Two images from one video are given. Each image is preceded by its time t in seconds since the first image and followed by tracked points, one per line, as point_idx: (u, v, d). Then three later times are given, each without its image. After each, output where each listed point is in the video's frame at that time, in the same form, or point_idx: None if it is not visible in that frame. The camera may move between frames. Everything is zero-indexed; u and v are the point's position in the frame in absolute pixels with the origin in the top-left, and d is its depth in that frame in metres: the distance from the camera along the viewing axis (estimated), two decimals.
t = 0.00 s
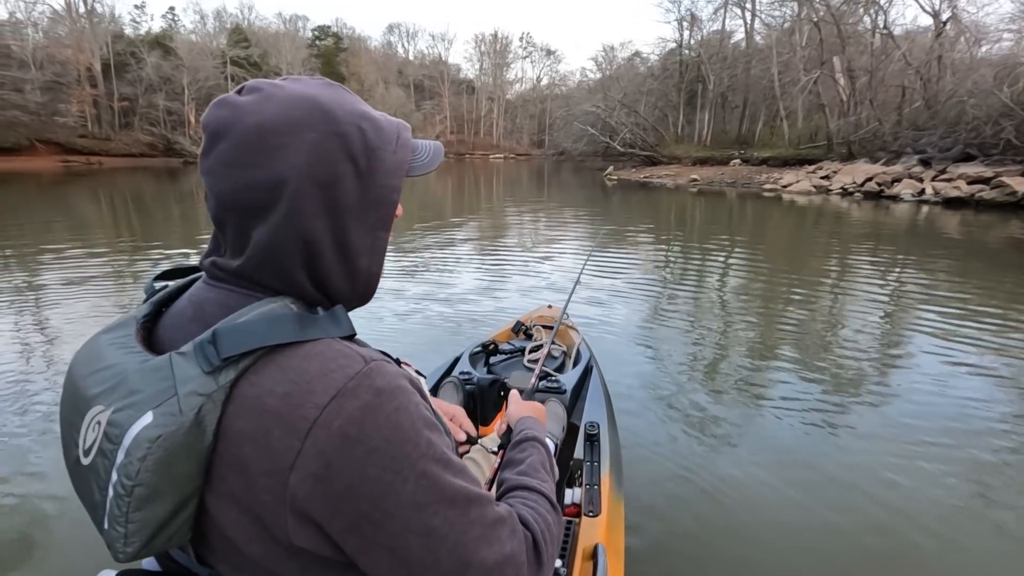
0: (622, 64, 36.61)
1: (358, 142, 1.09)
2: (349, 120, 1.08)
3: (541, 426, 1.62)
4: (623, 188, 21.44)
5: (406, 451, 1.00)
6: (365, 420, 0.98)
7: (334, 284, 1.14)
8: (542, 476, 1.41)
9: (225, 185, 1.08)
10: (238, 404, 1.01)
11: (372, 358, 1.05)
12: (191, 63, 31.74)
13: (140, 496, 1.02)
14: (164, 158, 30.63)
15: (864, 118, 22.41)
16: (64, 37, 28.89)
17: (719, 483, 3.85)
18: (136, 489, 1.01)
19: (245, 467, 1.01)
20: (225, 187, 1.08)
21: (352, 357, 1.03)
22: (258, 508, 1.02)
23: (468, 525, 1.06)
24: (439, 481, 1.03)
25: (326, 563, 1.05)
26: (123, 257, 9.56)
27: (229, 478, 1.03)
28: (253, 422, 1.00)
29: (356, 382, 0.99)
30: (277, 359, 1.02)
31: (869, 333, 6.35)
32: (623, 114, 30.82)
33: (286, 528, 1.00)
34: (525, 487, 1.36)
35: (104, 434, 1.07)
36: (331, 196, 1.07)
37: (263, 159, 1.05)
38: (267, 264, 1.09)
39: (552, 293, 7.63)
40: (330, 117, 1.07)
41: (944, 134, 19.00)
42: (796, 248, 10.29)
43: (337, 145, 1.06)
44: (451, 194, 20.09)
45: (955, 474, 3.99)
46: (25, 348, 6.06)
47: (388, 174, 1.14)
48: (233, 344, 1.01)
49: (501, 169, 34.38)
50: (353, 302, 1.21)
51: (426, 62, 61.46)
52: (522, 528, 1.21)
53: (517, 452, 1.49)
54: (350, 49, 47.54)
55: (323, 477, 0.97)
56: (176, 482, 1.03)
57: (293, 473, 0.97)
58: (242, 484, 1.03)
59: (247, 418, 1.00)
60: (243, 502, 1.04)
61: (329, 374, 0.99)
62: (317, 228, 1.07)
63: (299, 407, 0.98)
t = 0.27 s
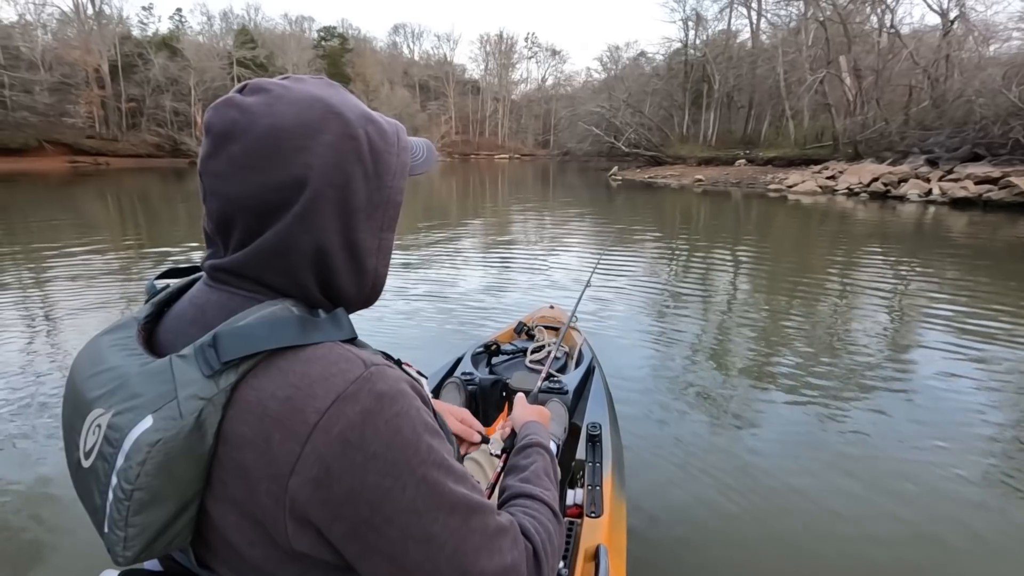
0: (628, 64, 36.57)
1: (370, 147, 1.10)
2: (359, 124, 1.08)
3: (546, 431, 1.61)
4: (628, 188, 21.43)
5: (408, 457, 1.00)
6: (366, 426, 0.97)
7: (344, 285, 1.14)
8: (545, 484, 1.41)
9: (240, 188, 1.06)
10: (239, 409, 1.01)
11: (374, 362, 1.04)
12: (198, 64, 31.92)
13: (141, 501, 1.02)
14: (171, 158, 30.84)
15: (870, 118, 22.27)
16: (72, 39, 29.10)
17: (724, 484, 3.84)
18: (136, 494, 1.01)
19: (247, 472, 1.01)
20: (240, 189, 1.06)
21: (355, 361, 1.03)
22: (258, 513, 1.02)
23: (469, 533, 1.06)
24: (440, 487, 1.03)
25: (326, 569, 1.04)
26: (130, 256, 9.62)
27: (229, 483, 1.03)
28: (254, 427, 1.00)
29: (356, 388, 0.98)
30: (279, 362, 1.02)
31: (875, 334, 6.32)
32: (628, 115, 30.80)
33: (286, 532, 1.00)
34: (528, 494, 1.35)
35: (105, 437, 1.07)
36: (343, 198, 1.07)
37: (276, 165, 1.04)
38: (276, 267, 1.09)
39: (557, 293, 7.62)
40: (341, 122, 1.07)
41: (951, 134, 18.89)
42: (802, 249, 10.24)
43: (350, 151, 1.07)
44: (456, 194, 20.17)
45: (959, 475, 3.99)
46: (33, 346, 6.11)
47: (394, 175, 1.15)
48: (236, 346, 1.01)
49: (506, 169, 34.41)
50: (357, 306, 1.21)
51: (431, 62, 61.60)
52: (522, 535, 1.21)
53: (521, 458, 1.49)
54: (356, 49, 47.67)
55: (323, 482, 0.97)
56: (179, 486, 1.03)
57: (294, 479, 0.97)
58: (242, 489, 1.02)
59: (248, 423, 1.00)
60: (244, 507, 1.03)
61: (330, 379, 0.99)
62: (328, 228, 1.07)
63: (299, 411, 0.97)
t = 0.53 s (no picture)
0: (633, 64, 36.49)
1: (380, 152, 1.11)
2: (370, 129, 1.09)
3: (550, 429, 1.61)
4: (633, 188, 21.41)
5: (412, 455, 1.00)
6: (370, 422, 0.97)
7: (354, 286, 1.15)
8: (547, 482, 1.40)
9: (254, 193, 1.05)
10: (245, 407, 1.01)
11: (378, 361, 1.04)
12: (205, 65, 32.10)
13: (148, 497, 1.02)
14: (178, 158, 31.05)
15: (877, 118, 22.17)
16: (81, 40, 29.36)
17: (730, 485, 3.83)
18: (143, 491, 1.01)
19: (252, 469, 1.01)
20: (256, 194, 1.05)
21: (359, 360, 1.02)
22: (264, 510, 1.02)
23: (473, 530, 1.06)
24: (444, 484, 1.02)
25: (331, 565, 1.04)
26: (138, 256, 9.69)
27: (235, 480, 1.03)
28: (260, 424, 1.00)
29: (361, 385, 0.98)
30: (284, 360, 1.01)
31: (882, 335, 6.29)
32: (632, 115, 30.79)
33: (291, 530, 1.00)
34: (532, 491, 1.35)
35: (111, 434, 1.07)
36: (354, 200, 1.08)
37: (289, 169, 1.04)
38: (284, 269, 1.09)
39: (562, 293, 7.61)
40: (355, 128, 1.08)
41: (959, 134, 18.77)
42: (808, 249, 10.20)
43: (362, 155, 1.08)
44: (462, 194, 20.22)
45: (964, 475, 3.98)
46: (42, 345, 6.17)
47: (399, 179, 1.17)
48: (241, 344, 1.01)
49: (511, 169, 34.44)
50: (363, 305, 1.21)
51: (437, 62, 61.70)
52: (526, 534, 1.20)
53: (523, 456, 1.48)
54: (362, 50, 47.79)
55: (328, 479, 0.97)
56: (185, 484, 1.04)
57: (299, 476, 0.97)
58: (248, 486, 1.02)
59: (253, 421, 1.00)
60: (249, 504, 1.03)
61: (335, 376, 0.99)
62: (340, 230, 1.07)
63: (305, 408, 0.98)
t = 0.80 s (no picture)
0: (638, 64, 36.42)
1: (383, 154, 1.11)
2: (375, 131, 1.10)
3: (552, 434, 1.61)
4: (637, 189, 21.38)
5: (413, 453, 1.00)
6: (372, 422, 0.97)
7: (359, 286, 1.15)
8: (547, 487, 1.40)
9: (261, 195, 1.05)
10: (247, 405, 1.01)
11: (380, 360, 1.04)
12: (211, 66, 32.25)
13: (151, 496, 1.02)
14: (184, 159, 31.21)
15: (883, 118, 22.05)
16: (88, 41, 29.52)
17: (735, 486, 3.82)
18: (146, 490, 1.01)
19: (255, 468, 1.00)
20: (264, 197, 1.05)
21: (361, 359, 1.02)
22: (266, 509, 1.02)
23: (475, 529, 1.05)
24: (446, 483, 1.02)
25: (332, 564, 1.04)
26: (144, 255, 9.74)
27: (237, 478, 1.03)
28: (262, 423, 0.99)
29: (364, 383, 0.98)
30: (286, 358, 1.01)
31: (888, 336, 6.26)
32: (637, 115, 30.77)
33: (293, 529, 1.00)
34: (529, 496, 1.34)
35: (113, 434, 1.07)
36: (360, 202, 1.08)
37: (297, 172, 1.03)
38: (290, 268, 1.09)
39: (566, 293, 7.60)
40: (361, 131, 1.08)
41: (966, 134, 18.64)
42: (813, 249, 10.17)
43: (368, 157, 1.08)
44: (466, 194, 20.26)
45: (972, 477, 3.95)
46: (49, 343, 6.22)
47: (400, 180, 1.18)
48: (243, 342, 1.01)
49: (515, 169, 34.46)
50: (365, 305, 1.21)
51: (442, 62, 61.76)
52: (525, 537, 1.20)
53: (524, 460, 1.48)
54: (367, 51, 47.91)
55: (330, 477, 0.96)
56: (188, 482, 1.03)
57: (301, 475, 0.97)
58: (250, 485, 1.02)
59: (256, 419, 1.00)
60: (251, 502, 1.03)
61: (337, 375, 0.99)
62: (347, 232, 1.08)
63: (307, 407, 0.97)
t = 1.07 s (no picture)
0: (642, 64, 36.36)
1: (385, 155, 1.11)
2: (376, 133, 1.10)
3: (560, 455, 1.61)
4: (640, 188, 21.34)
5: (412, 453, 1.00)
6: (371, 422, 0.97)
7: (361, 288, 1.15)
8: (548, 507, 1.39)
9: (263, 196, 1.05)
10: (248, 404, 1.01)
11: (382, 361, 1.04)
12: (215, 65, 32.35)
13: (152, 495, 1.02)
14: (189, 158, 31.32)
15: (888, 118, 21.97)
16: (94, 40, 29.64)
17: (738, 488, 3.80)
18: (147, 489, 1.01)
19: (255, 468, 1.00)
20: (267, 197, 1.05)
21: (362, 360, 1.02)
22: (266, 509, 1.01)
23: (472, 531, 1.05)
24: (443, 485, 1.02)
25: (330, 563, 1.04)
26: (148, 254, 9.77)
27: (238, 478, 1.03)
28: (263, 422, 0.99)
29: (364, 384, 0.98)
30: (288, 358, 1.01)
31: (892, 337, 6.24)
32: (641, 115, 30.71)
33: (292, 529, 1.00)
34: (527, 515, 1.34)
35: (115, 433, 1.08)
36: (362, 204, 1.08)
37: (298, 171, 1.03)
38: (293, 269, 1.08)
39: (569, 292, 7.59)
40: (363, 131, 1.08)
41: (971, 134, 18.55)
42: (817, 250, 10.14)
43: (369, 158, 1.08)
44: (470, 194, 20.28)
45: (975, 480, 3.94)
46: (53, 341, 6.23)
47: (402, 181, 1.18)
48: (244, 342, 1.01)
49: (519, 169, 34.44)
50: (366, 305, 1.20)
51: (446, 62, 61.77)
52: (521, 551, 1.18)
53: (529, 478, 1.48)
54: (371, 50, 47.96)
55: (328, 478, 0.96)
56: (189, 482, 1.04)
57: (300, 475, 0.97)
58: (250, 485, 1.02)
59: (257, 418, 1.00)
60: (252, 503, 1.03)
61: (338, 375, 0.98)
62: (349, 234, 1.08)
63: (308, 405, 0.97)
